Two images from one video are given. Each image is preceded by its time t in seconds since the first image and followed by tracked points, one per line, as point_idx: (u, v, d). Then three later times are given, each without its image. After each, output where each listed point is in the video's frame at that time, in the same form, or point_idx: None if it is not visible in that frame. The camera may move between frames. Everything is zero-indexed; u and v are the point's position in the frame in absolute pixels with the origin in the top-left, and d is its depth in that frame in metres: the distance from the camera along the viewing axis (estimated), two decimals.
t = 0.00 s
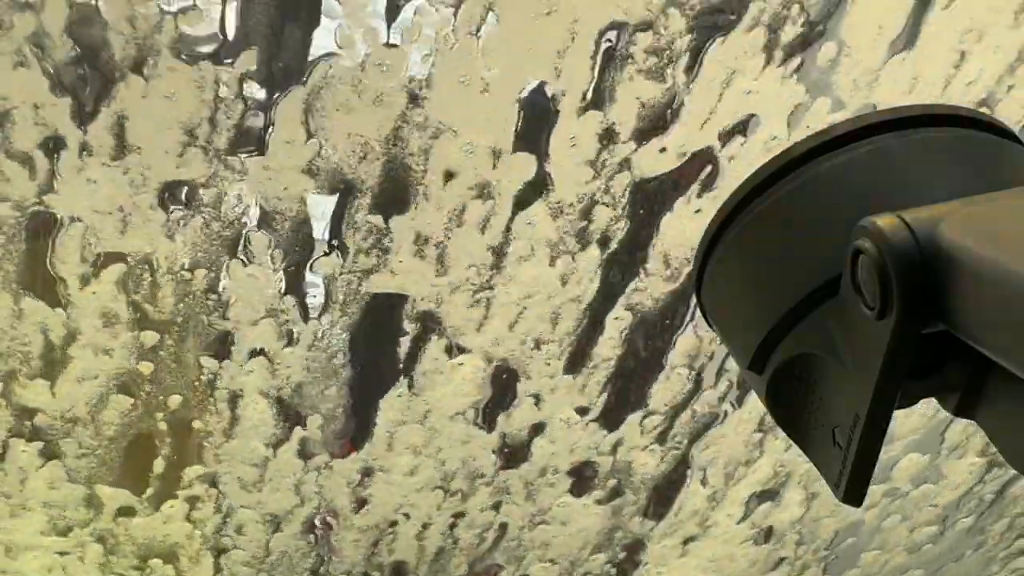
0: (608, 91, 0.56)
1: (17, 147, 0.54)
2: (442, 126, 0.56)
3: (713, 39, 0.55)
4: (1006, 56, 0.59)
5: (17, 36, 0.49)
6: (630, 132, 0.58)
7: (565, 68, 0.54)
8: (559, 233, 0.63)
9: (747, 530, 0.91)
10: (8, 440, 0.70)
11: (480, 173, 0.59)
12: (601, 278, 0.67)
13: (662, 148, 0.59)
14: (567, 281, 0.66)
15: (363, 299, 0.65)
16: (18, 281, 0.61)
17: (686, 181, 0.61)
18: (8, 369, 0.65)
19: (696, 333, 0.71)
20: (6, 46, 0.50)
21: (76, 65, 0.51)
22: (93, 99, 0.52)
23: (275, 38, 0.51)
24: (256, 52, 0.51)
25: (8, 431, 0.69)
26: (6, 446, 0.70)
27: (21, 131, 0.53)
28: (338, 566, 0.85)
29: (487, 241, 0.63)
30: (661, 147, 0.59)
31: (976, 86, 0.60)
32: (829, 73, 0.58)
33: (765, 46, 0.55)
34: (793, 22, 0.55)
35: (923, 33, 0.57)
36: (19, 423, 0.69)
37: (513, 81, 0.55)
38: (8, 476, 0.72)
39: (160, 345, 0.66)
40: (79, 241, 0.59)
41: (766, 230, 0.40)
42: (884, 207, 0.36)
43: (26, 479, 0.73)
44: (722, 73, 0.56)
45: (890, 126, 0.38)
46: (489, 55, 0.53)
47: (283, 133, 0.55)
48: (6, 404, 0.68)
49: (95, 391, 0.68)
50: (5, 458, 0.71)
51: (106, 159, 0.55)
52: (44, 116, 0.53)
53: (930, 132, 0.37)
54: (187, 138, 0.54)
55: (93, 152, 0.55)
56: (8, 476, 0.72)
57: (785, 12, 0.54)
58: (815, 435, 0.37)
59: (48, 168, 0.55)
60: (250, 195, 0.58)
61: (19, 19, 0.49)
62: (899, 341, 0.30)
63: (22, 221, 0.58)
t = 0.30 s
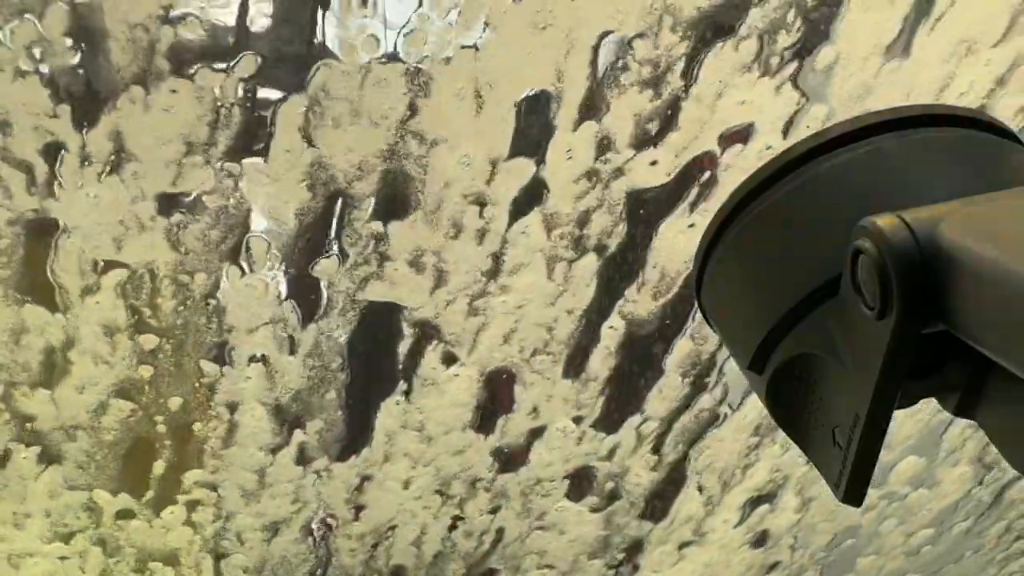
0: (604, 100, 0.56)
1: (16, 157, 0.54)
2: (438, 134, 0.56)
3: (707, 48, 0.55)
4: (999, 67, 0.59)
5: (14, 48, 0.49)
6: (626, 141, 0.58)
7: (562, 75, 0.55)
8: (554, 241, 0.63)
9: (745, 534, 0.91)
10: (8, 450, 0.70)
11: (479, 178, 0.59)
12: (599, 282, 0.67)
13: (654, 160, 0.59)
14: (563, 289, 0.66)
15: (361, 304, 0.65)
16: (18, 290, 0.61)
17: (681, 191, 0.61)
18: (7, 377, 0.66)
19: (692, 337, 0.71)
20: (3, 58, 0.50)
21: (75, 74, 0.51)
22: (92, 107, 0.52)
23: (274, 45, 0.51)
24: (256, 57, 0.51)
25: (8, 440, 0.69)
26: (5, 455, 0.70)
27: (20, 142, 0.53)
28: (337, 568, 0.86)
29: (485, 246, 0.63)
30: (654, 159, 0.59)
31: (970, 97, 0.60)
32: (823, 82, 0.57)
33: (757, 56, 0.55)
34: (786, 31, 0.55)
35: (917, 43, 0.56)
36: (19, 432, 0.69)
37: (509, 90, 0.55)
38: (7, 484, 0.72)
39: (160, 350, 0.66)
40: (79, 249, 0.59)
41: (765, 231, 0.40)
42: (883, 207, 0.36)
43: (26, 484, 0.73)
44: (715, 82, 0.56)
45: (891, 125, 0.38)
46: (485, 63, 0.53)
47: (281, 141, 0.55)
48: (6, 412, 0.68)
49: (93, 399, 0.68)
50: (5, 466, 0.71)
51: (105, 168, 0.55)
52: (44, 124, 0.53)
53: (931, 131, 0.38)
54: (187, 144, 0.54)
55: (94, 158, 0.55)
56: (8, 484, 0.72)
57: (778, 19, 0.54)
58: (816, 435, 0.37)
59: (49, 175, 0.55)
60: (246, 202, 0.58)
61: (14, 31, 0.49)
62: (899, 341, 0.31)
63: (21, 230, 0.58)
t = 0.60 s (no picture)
0: (603, 107, 0.56)
1: (16, 163, 0.54)
2: (438, 139, 0.56)
3: (706, 54, 0.55)
4: (993, 74, 0.59)
5: (13, 58, 0.49)
6: (625, 146, 0.58)
7: (561, 81, 0.54)
8: (554, 244, 0.63)
9: (743, 536, 0.91)
10: (8, 457, 0.70)
11: (479, 182, 0.59)
12: (598, 285, 0.67)
13: (648, 169, 0.60)
14: (561, 293, 0.66)
15: (360, 307, 0.65)
16: (18, 296, 0.61)
17: (679, 195, 0.61)
18: (7, 382, 0.65)
19: (689, 341, 0.71)
20: (3, 64, 0.49)
21: (75, 80, 0.51)
22: (92, 113, 0.52)
23: (273, 50, 0.51)
24: (257, 60, 0.51)
25: (7, 448, 0.69)
26: (5, 462, 0.70)
27: (20, 149, 0.53)
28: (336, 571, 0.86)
29: (485, 249, 0.63)
30: (648, 167, 0.60)
31: (969, 102, 0.60)
32: (820, 89, 0.57)
33: (756, 63, 0.55)
34: (784, 41, 0.54)
35: (913, 50, 0.56)
36: (18, 439, 0.69)
37: (509, 96, 0.55)
38: (7, 490, 0.72)
39: (160, 354, 0.66)
40: (79, 254, 0.59)
41: (765, 231, 0.40)
42: (883, 207, 0.36)
43: (25, 489, 0.73)
44: (714, 89, 0.56)
45: (893, 125, 0.38)
46: (484, 68, 0.53)
47: (282, 144, 0.55)
48: (5, 417, 0.67)
49: (93, 405, 0.68)
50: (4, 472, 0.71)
51: (105, 172, 0.55)
52: (44, 129, 0.52)
53: (932, 130, 0.38)
54: (188, 148, 0.54)
55: (94, 162, 0.54)
56: (7, 491, 0.72)
57: (776, 29, 0.54)
58: (816, 436, 0.37)
59: (49, 180, 0.55)
60: (246, 206, 0.58)
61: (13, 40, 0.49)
62: (899, 340, 0.31)
63: (21, 235, 0.58)
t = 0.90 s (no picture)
0: (601, 114, 0.56)
1: (17, 168, 0.54)
2: (438, 143, 0.56)
3: (704, 61, 0.55)
4: (990, 86, 0.59)
5: (12, 62, 0.50)
6: (623, 152, 0.59)
7: (560, 86, 0.55)
8: (552, 248, 0.63)
9: (742, 540, 0.91)
10: (8, 463, 0.70)
11: (478, 186, 0.59)
12: (597, 290, 0.67)
13: (643, 181, 0.60)
14: (559, 298, 0.66)
15: (360, 311, 0.65)
16: (18, 301, 0.61)
17: (678, 199, 0.61)
18: (7, 386, 0.66)
19: (687, 347, 0.71)
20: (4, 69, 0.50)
21: (74, 87, 0.51)
22: (91, 120, 0.52)
23: (272, 55, 0.51)
24: (257, 65, 0.51)
25: (8, 454, 0.69)
26: (5, 468, 0.70)
27: (20, 153, 0.53)
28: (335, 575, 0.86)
29: (484, 254, 0.63)
30: (643, 179, 0.60)
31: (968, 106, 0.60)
32: (819, 94, 0.58)
33: (753, 69, 0.56)
34: (780, 47, 0.55)
35: (909, 57, 0.57)
36: (18, 446, 0.69)
37: (508, 102, 0.55)
38: (7, 497, 0.72)
39: (159, 358, 0.66)
40: (79, 259, 0.59)
41: (764, 232, 0.40)
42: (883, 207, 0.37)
43: (25, 494, 0.73)
44: (712, 95, 0.56)
45: (892, 125, 0.39)
46: (484, 73, 0.53)
47: (281, 149, 0.55)
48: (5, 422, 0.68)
49: (92, 411, 0.68)
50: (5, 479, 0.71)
51: (105, 178, 0.55)
52: (45, 133, 0.53)
53: (931, 130, 0.38)
54: (187, 152, 0.55)
55: (93, 167, 0.55)
56: (7, 497, 0.72)
57: (773, 35, 0.54)
58: (816, 436, 0.37)
59: (49, 185, 0.55)
60: (246, 212, 0.58)
61: (12, 44, 0.49)
62: (899, 340, 0.31)
63: (21, 239, 0.58)
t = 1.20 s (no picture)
0: (599, 118, 0.57)
1: (18, 173, 0.54)
2: (438, 147, 0.56)
3: (703, 65, 0.55)
4: (984, 89, 0.60)
5: (13, 65, 0.50)
6: (621, 156, 0.59)
7: (558, 89, 0.55)
8: (552, 252, 0.63)
9: (742, 543, 0.91)
10: (9, 467, 0.70)
11: (478, 189, 0.59)
12: (596, 293, 0.67)
13: (638, 191, 0.60)
14: (557, 302, 0.66)
15: (359, 314, 0.65)
16: (19, 305, 0.61)
17: (678, 202, 0.62)
18: (8, 390, 0.65)
19: (686, 349, 0.72)
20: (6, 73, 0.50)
21: (75, 90, 0.51)
22: (91, 124, 0.53)
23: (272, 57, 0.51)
24: (257, 68, 0.51)
25: (8, 458, 0.69)
26: (6, 472, 0.70)
27: (21, 157, 0.54)
28: None
29: (484, 257, 0.63)
30: (638, 189, 0.60)
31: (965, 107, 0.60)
32: (818, 97, 0.58)
33: (751, 73, 0.56)
34: (777, 51, 0.55)
35: (906, 61, 0.57)
36: (19, 450, 0.69)
37: (507, 106, 0.55)
38: (8, 500, 0.72)
39: (160, 362, 0.66)
40: (79, 263, 0.59)
41: (763, 232, 0.40)
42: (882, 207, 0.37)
43: (26, 498, 0.73)
44: (710, 99, 0.57)
45: (890, 125, 0.39)
46: (484, 76, 0.53)
47: (281, 153, 0.55)
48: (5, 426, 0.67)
49: (93, 416, 0.68)
50: (6, 483, 0.71)
51: (106, 182, 0.55)
52: (47, 136, 0.53)
53: (930, 131, 0.38)
54: (187, 156, 0.54)
55: (94, 171, 0.55)
56: (9, 500, 0.72)
57: (771, 40, 0.55)
58: (817, 435, 0.37)
59: (50, 188, 0.55)
60: (246, 216, 0.58)
61: (14, 47, 0.49)
62: (899, 340, 0.31)
63: (23, 243, 0.58)
